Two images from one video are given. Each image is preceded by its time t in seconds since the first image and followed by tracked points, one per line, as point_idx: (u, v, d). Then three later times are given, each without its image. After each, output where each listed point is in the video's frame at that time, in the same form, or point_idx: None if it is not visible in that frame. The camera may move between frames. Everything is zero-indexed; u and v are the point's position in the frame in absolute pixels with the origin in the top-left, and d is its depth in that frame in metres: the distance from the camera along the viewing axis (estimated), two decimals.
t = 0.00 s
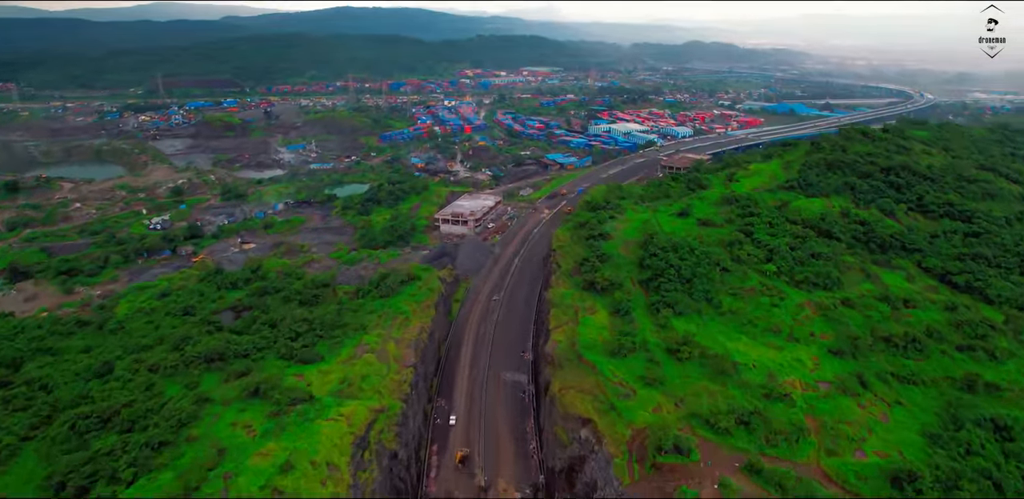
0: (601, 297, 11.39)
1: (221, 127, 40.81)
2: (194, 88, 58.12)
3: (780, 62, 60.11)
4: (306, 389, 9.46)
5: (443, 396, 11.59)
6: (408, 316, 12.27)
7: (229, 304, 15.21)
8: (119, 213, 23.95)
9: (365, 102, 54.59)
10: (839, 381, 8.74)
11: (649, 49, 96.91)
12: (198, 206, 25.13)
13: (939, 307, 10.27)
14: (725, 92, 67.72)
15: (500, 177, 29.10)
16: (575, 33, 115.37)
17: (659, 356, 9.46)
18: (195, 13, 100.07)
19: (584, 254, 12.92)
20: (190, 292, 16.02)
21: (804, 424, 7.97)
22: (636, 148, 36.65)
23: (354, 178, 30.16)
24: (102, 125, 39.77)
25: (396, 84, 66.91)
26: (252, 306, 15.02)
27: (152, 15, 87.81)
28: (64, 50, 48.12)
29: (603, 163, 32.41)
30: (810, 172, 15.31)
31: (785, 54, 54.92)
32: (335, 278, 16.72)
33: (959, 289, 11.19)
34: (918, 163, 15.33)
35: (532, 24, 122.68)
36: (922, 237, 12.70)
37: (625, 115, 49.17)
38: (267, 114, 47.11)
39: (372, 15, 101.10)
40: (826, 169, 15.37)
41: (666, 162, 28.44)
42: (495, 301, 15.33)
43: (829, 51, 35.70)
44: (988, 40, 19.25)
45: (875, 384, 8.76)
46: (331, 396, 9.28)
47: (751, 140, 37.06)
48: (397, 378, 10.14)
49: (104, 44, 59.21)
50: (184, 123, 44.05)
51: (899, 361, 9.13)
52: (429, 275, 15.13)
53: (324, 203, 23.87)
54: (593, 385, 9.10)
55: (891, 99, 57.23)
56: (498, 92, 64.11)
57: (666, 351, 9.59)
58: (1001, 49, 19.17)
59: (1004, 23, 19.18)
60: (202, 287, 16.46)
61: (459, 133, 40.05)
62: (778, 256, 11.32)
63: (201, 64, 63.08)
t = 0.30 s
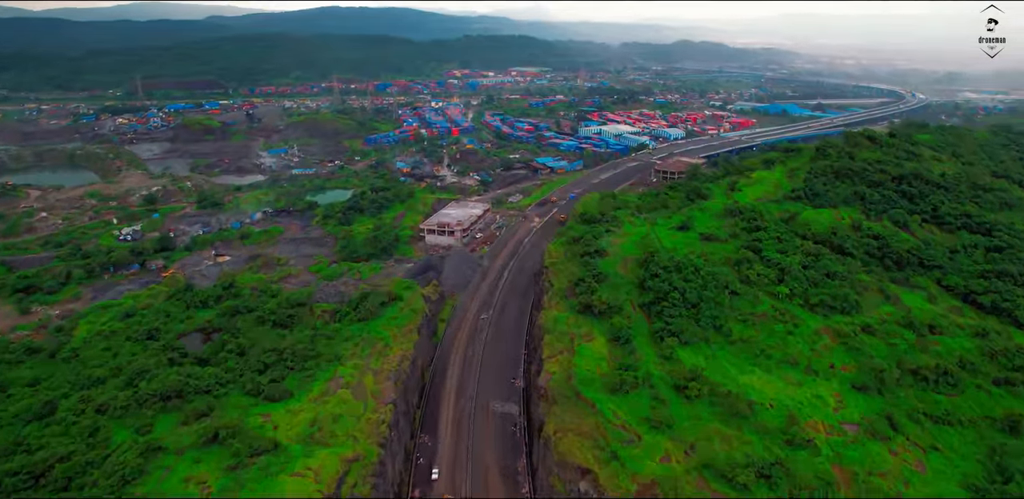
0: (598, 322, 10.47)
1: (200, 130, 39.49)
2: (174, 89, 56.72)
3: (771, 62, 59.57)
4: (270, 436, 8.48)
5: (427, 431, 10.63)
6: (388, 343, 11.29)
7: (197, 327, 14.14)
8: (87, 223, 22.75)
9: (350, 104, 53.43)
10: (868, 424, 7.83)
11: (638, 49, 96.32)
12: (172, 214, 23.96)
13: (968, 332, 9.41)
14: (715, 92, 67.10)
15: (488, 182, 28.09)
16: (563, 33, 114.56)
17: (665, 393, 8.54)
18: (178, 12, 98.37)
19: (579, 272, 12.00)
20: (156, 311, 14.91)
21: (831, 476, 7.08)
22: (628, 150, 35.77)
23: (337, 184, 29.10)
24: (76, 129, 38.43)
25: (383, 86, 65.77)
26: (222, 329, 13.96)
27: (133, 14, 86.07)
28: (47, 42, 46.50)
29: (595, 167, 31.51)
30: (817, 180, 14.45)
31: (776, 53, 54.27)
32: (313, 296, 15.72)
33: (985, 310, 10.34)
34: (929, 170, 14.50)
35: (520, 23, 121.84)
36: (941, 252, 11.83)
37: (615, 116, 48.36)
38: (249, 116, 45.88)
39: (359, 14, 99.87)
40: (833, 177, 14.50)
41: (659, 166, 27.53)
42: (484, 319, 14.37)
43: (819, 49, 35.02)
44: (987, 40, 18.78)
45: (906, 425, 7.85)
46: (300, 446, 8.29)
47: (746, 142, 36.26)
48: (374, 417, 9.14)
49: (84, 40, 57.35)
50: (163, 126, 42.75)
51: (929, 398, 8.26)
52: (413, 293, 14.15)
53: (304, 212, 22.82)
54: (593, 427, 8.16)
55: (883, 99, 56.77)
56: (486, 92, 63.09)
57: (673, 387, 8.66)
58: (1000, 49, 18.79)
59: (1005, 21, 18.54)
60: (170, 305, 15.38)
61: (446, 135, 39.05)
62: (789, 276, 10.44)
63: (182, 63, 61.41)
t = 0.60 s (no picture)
0: (597, 352, 9.54)
1: (178, 134, 37.38)
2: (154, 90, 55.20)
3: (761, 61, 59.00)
4: (229, 493, 7.53)
5: (409, 472, 9.66)
6: (366, 376, 10.34)
7: (163, 352, 13.04)
8: (53, 233, 21.51)
9: (335, 105, 52.22)
10: (905, 476, 6.95)
11: (627, 48, 95.66)
12: (144, 223, 22.75)
13: (1005, 363, 8.54)
14: (705, 91, 66.46)
15: (476, 188, 27.13)
16: (551, 32, 113.72)
17: (675, 440, 7.62)
18: (159, 10, 96.40)
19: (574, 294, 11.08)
20: (119, 334, 13.70)
21: None
22: (619, 153, 34.93)
23: (320, 190, 28.02)
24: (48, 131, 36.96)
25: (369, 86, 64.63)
26: (189, 355, 12.85)
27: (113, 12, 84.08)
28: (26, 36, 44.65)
29: (586, 170, 30.62)
30: (825, 189, 13.59)
31: (767, 53, 53.71)
32: (289, 315, 14.68)
33: (1017, 336, 9.50)
34: (944, 177, 13.68)
35: (508, 22, 120.89)
36: (965, 269, 10.99)
37: (605, 117, 47.53)
38: (230, 118, 44.56)
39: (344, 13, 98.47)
40: (843, 186, 13.64)
41: (653, 171, 26.66)
42: (472, 341, 13.43)
43: (811, 47, 34.52)
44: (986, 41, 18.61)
45: (948, 477, 6.98)
46: None
47: (740, 143, 35.50)
48: (349, 467, 8.18)
49: (65, 36, 55.63)
50: (140, 128, 41.33)
51: (969, 445, 7.42)
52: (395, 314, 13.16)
53: (282, 221, 21.75)
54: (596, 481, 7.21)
55: (873, 99, 56.36)
56: (473, 93, 62.08)
57: (683, 432, 7.75)
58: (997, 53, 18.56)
59: (1004, 20, 18.28)
60: (135, 324, 14.26)
61: (433, 138, 38.02)
62: (805, 299, 9.58)
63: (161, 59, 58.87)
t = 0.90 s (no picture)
0: (598, 387, 8.62)
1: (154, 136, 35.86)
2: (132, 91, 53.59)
3: (752, 61, 58.40)
4: None
5: None
6: (342, 415, 9.43)
7: (123, 381, 11.96)
8: (15, 245, 20.25)
9: (319, 107, 50.97)
10: None
11: (616, 47, 94.97)
12: (113, 232, 21.51)
13: None
14: (695, 91, 65.81)
15: (463, 193, 26.15)
16: (540, 30, 112.88)
17: (688, 495, 6.69)
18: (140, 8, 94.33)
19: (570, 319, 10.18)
20: (75, 360, 12.53)
21: None
22: (611, 155, 34.07)
23: (301, 197, 26.93)
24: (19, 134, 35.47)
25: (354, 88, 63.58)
26: (151, 384, 11.74)
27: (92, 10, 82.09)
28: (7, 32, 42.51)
29: (577, 175, 29.72)
30: (836, 200, 12.76)
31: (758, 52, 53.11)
32: (262, 337, 13.62)
33: None
34: (962, 187, 12.86)
35: (496, 21, 119.85)
36: (993, 289, 10.13)
37: (595, 117, 46.67)
38: (211, 120, 43.23)
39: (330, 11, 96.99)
40: (855, 197, 12.81)
41: (646, 175, 25.80)
42: (460, 366, 12.48)
43: (803, 46, 33.91)
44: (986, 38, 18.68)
45: None
46: None
47: (734, 145, 34.77)
48: None
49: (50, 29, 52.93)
50: (116, 130, 39.89)
51: None
52: (376, 338, 12.20)
53: (260, 231, 20.66)
54: None
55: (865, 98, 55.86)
56: (461, 93, 61.03)
57: (698, 485, 6.84)
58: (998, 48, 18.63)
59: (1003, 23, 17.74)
60: (93, 349, 13.11)
61: (420, 140, 36.96)
62: (825, 328, 8.73)
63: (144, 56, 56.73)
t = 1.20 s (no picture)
0: (600, 431, 7.76)
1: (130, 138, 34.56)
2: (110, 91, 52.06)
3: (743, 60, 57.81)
4: None
5: None
6: (316, 463, 8.57)
7: (78, 414, 10.93)
8: None
9: (304, 108, 49.77)
10: None
11: (605, 46, 94.25)
12: (80, 242, 20.34)
13: None
14: (685, 90, 65.19)
15: (450, 198, 25.19)
16: (528, 29, 111.96)
17: None
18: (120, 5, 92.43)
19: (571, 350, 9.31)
20: (24, 391, 11.49)
21: None
22: (602, 158, 33.24)
23: (282, 205, 25.88)
24: None
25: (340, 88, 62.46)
26: (107, 418, 10.72)
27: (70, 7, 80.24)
28: None
29: (568, 179, 28.86)
30: (850, 212, 11.95)
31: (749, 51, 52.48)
32: (233, 363, 12.63)
33: None
34: (984, 197, 12.04)
35: (483, 19, 118.80)
36: None
37: (585, 118, 45.84)
38: (191, 122, 41.94)
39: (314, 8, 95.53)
40: (871, 209, 11.98)
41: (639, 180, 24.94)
42: (448, 394, 11.51)
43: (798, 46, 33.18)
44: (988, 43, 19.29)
45: None
46: None
47: (727, 146, 34.04)
48: None
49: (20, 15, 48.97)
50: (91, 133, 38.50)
51: None
52: (357, 367, 11.27)
53: (237, 241, 19.61)
54: None
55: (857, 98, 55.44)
56: (449, 93, 60.02)
57: None
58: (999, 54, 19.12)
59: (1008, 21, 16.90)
60: (47, 376, 12.06)
61: (407, 142, 35.95)
62: (853, 363, 8.15)
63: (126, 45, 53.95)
